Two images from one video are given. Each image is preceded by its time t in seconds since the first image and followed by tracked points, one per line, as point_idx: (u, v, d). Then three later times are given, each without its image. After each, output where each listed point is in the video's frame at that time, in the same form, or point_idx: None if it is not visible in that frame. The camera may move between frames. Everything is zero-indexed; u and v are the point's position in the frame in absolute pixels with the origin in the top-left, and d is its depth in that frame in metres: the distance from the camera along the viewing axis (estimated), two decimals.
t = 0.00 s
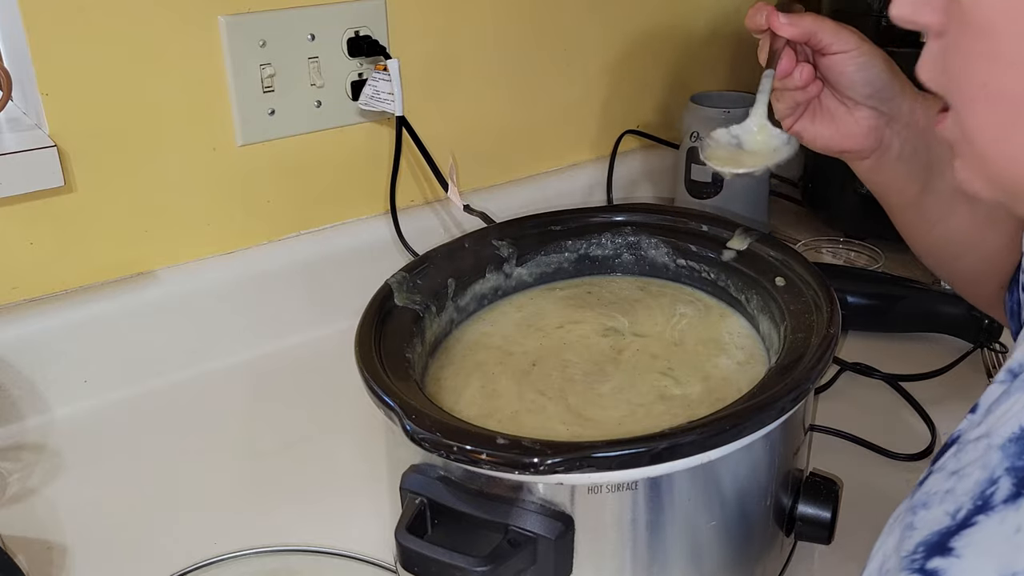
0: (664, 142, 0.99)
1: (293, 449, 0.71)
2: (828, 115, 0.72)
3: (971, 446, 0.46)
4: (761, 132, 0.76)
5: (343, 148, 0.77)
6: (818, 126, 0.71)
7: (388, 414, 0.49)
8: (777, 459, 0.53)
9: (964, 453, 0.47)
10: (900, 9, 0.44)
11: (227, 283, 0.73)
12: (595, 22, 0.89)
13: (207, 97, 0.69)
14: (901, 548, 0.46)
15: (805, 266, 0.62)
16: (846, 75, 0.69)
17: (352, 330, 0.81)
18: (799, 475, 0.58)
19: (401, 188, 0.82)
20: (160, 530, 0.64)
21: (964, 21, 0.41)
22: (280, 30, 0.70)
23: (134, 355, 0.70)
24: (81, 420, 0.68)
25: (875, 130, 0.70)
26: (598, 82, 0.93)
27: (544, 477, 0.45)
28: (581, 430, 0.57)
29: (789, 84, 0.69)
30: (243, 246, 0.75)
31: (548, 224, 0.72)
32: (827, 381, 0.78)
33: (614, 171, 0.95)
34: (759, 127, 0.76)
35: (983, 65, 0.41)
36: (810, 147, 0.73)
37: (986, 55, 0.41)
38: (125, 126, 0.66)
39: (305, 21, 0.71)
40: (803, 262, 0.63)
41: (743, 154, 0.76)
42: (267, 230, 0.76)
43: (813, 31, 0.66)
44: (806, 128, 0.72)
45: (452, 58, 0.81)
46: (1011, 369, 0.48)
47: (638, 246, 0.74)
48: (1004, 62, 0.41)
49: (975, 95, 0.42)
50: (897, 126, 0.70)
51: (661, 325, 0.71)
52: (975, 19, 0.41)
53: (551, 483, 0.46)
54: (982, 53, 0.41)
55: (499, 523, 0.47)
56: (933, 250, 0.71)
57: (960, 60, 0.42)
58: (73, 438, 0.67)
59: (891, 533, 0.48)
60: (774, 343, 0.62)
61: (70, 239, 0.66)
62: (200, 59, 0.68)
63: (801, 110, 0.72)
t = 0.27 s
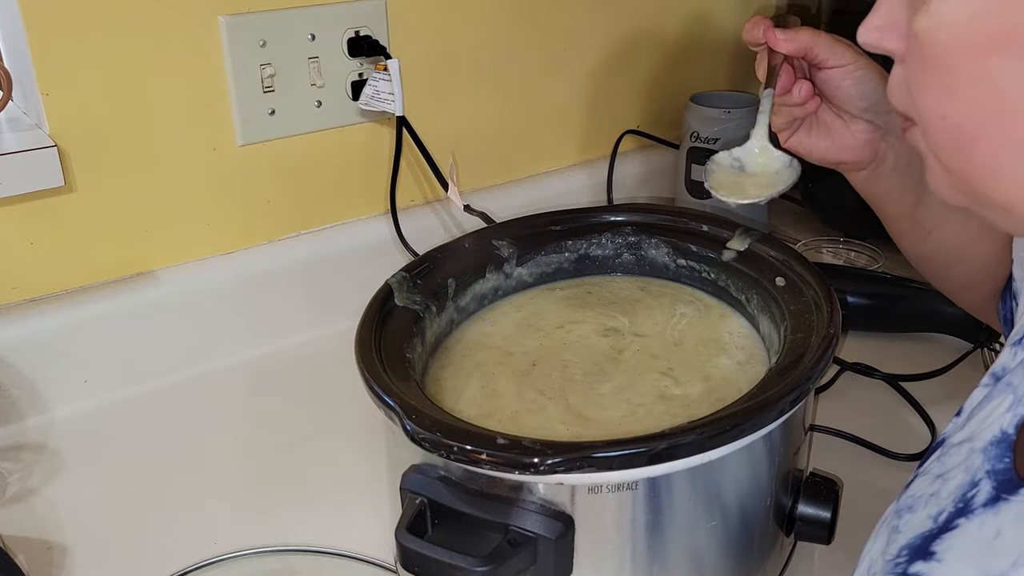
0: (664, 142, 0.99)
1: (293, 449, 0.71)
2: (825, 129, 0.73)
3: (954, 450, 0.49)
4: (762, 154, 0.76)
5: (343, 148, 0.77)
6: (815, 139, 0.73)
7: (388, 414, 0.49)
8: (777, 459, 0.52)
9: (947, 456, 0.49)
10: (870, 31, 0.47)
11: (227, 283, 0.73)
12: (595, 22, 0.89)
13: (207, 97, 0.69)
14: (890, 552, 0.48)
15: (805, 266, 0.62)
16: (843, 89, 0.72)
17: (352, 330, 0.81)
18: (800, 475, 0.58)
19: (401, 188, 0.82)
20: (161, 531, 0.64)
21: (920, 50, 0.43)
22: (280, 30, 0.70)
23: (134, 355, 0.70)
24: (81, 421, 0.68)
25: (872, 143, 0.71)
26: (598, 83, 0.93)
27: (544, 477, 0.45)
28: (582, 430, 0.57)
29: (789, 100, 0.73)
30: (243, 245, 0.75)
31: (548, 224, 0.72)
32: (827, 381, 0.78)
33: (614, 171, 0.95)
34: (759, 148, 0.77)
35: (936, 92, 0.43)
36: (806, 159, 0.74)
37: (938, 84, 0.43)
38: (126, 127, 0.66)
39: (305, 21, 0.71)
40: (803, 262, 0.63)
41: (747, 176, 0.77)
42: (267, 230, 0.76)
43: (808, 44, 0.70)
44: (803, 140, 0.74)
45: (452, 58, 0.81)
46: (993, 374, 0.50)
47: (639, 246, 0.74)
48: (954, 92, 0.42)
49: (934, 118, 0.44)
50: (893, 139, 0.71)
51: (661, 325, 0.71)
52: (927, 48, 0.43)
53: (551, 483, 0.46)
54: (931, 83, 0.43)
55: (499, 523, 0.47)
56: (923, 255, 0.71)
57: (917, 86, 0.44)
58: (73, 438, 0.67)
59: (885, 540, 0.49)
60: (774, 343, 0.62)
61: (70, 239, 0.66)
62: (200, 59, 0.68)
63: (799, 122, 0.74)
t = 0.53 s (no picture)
0: (664, 142, 0.99)
1: (292, 449, 0.71)
2: (844, 113, 0.66)
3: (951, 453, 0.48)
4: (788, 133, 0.72)
5: (343, 148, 0.77)
6: (834, 124, 0.67)
7: (388, 414, 0.49)
8: (777, 459, 0.52)
9: (944, 459, 0.49)
10: (856, 42, 0.49)
11: (227, 283, 0.73)
12: (595, 22, 0.89)
13: (207, 98, 0.69)
14: (883, 554, 0.48)
15: (805, 266, 0.62)
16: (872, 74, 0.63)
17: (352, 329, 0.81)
18: (800, 475, 0.58)
19: (401, 188, 0.82)
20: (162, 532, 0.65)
21: (893, 61, 0.43)
22: (279, 30, 0.70)
23: (134, 355, 0.70)
24: (81, 421, 0.67)
25: (885, 134, 0.64)
26: (598, 83, 0.93)
27: (544, 477, 0.45)
28: (581, 430, 0.57)
29: (810, 83, 0.64)
30: (243, 245, 0.75)
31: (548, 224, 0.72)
32: (826, 381, 0.78)
33: (614, 171, 0.95)
34: (786, 127, 0.72)
35: (914, 103, 0.42)
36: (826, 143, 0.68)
37: (909, 97, 0.42)
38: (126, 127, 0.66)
39: (305, 22, 0.71)
40: (803, 262, 0.63)
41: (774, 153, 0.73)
42: (267, 230, 0.76)
43: (831, 28, 0.60)
44: (822, 126, 0.67)
45: (452, 58, 0.81)
46: (988, 376, 0.50)
47: (638, 246, 0.74)
48: (924, 103, 0.41)
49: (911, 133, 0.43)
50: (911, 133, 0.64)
51: (661, 325, 0.71)
52: (899, 60, 0.42)
53: (551, 483, 0.46)
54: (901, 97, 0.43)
55: (499, 523, 0.47)
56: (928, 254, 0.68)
57: (896, 96, 0.44)
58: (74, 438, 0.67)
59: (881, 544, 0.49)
60: (774, 343, 0.62)
61: (70, 238, 0.66)
62: (200, 59, 0.68)
63: (818, 107, 0.66)
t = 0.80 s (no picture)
0: (664, 142, 0.99)
1: (292, 449, 0.71)
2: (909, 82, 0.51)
3: (941, 452, 0.48)
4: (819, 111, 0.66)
5: (343, 148, 0.77)
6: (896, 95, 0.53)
7: (388, 414, 0.49)
8: (777, 458, 0.52)
9: (934, 459, 0.49)
10: (829, 67, 0.41)
11: (227, 283, 0.73)
12: (595, 22, 0.89)
13: (207, 98, 0.69)
14: (872, 553, 0.48)
15: (805, 266, 0.62)
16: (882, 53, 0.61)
17: (352, 329, 0.81)
18: (800, 475, 0.58)
19: (401, 188, 0.82)
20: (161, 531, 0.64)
21: (855, 82, 0.39)
22: (280, 30, 0.70)
23: (134, 355, 0.70)
24: (81, 421, 0.68)
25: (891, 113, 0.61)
26: (598, 83, 0.93)
27: (544, 477, 0.45)
28: (581, 430, 0.57)
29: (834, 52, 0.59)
30: (243, 245, 0.75)
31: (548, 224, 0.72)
32: (827, 381, 0.78)
33: (614, 171, 0.95)
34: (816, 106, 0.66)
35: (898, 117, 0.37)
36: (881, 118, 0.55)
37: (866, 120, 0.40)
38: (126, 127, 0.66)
39: (305, 21, 0.71)
40: (803, 262, 0.63)
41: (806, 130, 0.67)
42: (267, 229, 0.76)
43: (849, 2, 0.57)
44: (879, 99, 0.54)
45: (452, 58, 0.81)
46: (981, 375, 0.50)
47: (639, 246, 0.74)
48: (884, 125, 0.38)
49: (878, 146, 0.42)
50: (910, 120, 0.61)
51: (661, 325, 0.71)
52: (866, 81, 0.38)
53: (551, 483, 0.46)
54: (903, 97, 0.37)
55: (499, 523, 0.47)
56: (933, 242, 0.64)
57: (876, 113, 0.38)
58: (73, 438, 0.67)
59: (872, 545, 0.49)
60: (774, 343, 0.62)
61: (70, 238, 0.66)
62: (199, 59, 0.67)
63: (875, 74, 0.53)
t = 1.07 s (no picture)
0: (664, 142, 0.99)
1: (292, 449, 0.71)
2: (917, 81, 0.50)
3: (941, 450, 0.48)
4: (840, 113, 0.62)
5: (343, 149, 0.77)
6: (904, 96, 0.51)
7: (388, 414, 0.49)
8: (777, 458, 0.52)
9: (934, 457, 0.49)
10: (832, 78, 0.41)
11: (227, 283, 0.73)
12: (595, 22, 0.89)
13: (207, 98, 0.69)
14: (873, 551, 0.48)
15: (804, 266, 0.62)
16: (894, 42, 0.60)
17: (352, 329, 0.81)
18: (800, 475, 0.58)
19: (401, 188, 0.82)
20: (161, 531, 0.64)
21: (852, 90, 0.39)
22: (279, 30, 0.70)
23: (134, 356, 0.70)
24: (81, 421, 0.68)
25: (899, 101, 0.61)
26: (598, 83, 0.93)
27: (544, 477, 0.45)
28: (581, 430, 0.57)
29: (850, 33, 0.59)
30: (243, 245, 0.75)
31: (548, 224, 0.72)
32: (826, 381, 0.78)
33: (614, 171, 0.95)
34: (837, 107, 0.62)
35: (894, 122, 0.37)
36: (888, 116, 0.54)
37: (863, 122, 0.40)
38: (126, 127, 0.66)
39: (305, 21, 0.71)
40: (803, 262, 0.63)
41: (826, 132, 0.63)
42: (267, 229, 0.76)
43: None
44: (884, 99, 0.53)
45: (452, 58, 0.81)
46: (981, 374, 0.51)
47: (638, 246, 0.74)
48: (882, 129, 0.39)
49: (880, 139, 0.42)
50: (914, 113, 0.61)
51: (661, 325, 0.71)
52: (862, 89, 0.38)
53: (552, 483, 0.46)
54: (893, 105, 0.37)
55: (499, 523, 0.47)
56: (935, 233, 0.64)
57: (874, 119, 0.39)
58: (73, 438, 0.67)
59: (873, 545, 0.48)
60: (774, 343, 0.62)
61: (70, 239, 0.66)
62: (199, 59, 0.67)
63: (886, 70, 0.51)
